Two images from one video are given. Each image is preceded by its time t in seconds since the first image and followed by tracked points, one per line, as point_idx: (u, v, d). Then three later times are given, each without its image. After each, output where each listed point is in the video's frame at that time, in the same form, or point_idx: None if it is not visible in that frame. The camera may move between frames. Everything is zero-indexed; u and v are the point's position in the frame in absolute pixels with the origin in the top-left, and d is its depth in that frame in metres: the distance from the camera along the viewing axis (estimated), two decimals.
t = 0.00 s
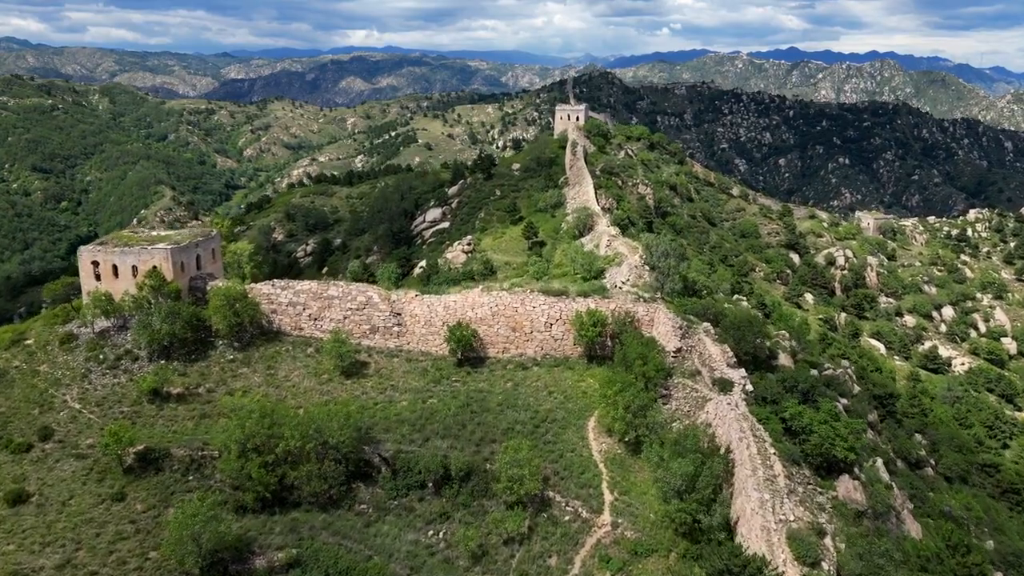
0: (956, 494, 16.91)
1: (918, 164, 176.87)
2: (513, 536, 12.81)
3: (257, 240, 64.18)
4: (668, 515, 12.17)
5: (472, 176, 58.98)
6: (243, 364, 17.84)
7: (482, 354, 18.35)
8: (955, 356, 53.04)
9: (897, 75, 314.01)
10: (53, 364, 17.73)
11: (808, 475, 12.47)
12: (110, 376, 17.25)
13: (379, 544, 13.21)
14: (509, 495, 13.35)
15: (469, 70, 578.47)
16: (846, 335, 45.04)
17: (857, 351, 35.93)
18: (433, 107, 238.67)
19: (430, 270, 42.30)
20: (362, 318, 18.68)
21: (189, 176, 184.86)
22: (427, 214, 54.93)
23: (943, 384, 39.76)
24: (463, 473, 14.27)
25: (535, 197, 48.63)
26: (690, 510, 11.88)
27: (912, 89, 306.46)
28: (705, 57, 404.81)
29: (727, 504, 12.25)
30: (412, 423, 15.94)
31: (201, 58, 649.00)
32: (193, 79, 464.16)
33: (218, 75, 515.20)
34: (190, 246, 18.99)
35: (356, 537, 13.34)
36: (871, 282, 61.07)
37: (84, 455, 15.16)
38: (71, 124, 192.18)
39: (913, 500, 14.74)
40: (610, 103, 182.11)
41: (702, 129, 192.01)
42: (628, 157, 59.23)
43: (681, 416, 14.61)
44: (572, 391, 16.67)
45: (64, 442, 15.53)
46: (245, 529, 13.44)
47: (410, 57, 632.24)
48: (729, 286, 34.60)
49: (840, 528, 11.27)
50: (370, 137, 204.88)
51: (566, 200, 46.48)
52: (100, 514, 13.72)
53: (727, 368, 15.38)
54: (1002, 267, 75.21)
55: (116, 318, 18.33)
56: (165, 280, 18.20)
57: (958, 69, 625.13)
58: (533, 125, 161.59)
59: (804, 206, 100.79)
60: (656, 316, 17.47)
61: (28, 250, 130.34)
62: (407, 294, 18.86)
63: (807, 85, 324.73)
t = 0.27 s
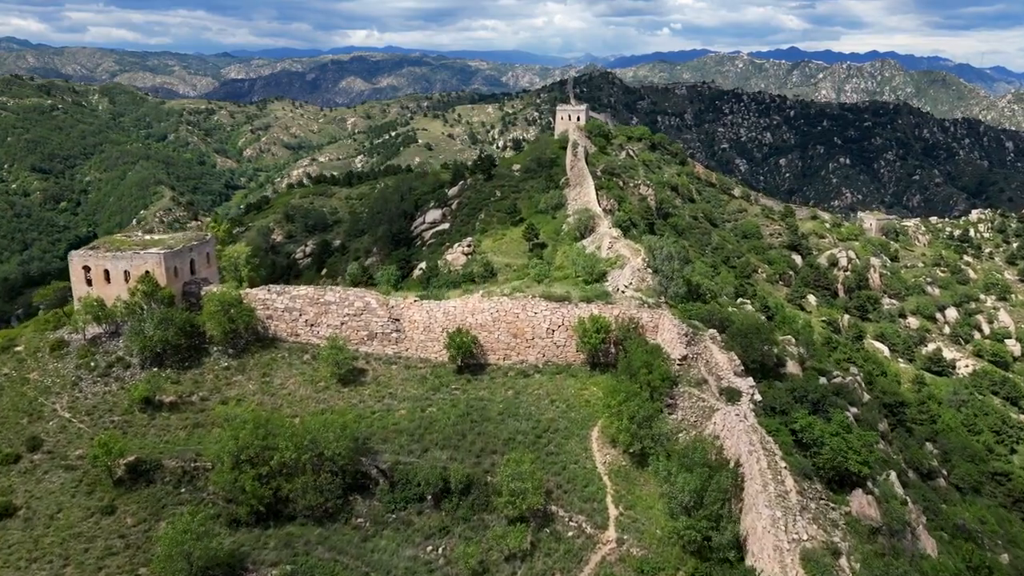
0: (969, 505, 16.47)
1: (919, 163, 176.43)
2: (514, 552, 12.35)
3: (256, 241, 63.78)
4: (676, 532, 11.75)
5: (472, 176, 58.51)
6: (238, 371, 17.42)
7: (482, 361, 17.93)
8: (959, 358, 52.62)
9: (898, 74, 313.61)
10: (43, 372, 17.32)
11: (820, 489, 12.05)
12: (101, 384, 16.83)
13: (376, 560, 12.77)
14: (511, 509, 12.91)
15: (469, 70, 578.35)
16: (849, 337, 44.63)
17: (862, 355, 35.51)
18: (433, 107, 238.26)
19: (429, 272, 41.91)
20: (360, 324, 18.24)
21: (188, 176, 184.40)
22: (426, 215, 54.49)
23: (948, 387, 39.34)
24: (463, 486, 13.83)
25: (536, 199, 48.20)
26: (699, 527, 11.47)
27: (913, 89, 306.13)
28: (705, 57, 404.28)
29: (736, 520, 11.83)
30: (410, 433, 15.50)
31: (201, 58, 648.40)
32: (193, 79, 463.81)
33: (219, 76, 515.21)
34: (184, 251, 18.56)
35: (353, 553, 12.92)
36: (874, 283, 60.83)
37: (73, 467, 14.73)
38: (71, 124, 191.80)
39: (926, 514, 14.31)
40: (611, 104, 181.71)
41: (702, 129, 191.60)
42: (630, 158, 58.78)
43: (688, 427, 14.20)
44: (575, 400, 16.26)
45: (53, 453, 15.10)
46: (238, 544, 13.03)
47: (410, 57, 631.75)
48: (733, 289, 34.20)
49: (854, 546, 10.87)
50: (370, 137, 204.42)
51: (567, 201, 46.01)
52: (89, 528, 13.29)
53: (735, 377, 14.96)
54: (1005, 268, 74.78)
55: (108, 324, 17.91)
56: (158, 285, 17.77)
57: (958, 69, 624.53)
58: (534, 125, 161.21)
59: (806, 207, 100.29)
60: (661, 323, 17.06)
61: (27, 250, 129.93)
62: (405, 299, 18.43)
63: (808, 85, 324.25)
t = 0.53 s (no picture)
0: (982, 516, 16.03)
1: (920, 163, 176.01)
2: (515, 569, 11.91)
3: (255, 242, 63.41)
4: (683, 549, 11.35)
5: (473, 177, 58.13)
6: (233, 378, 17.00)
7: (482, 368, 17.51)
8: (964, 360, 52.18)
9: (899, 74, 313.15)
10: (33, 379, 16.94)
11: (833, 504, 11.63)
12: (91, 392, 16.41)
13: None
14: (512, 524, 12.46)
15: (469, 70, 578.15)
16: (853, 339, 44.23)
17: (867, 358, 35.06)
18: (433, 107, 237.88)
19: (429, 274, 41.53)
20: (357, 330, 17.83)
21: (188, 177, 184.15)
22: (427, 216, 54.03)
23: (953, 391, 38.93)
24: (463, 499, 13.40)
25: (537, 199, 47.77)
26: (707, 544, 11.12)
27: (913, 88, 305.74)
28: (705, 57, 403.87)
29: (746, 537, 11.44)
30: (408, 443, 15.08)
31: (201, 58, 648.12)
32: (194, 79, 463.60)
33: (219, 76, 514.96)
34: (178, 254, 18.15)
35: (348, 567, 12.48)
36: (878, 284, 60.59)
37: (62, 478, 14.32)
38: (71, 124, 191.48)
39: (940, 528, 13.90)
40: (611, 104, 181.43)
41: (703, 129, 191.15)
42: (631, 158, 58.34)
43: (694, 438, 13.78)
44: (578, 408, 15.83)
45: (41, 464, 14.69)
46: (230, 560, 12.64)
47: (411, 57, 631.29)
48: (737, 292, 33.78)
49: (869, 565, 10.48)
50: (370, 137, 204.09)
51: (569, 202, 45.55)
52: (76, 543, 12.88)
53: (742, 385, 14.59)
54: (1009, 269, 74.31)
55: (100, 330, 17.54)
56: (150, 290, 17.36)
57: (959, 69, 623.83)
58: (534, 125, 160.86)
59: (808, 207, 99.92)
60: (666, 328, 16.63)
61: (26, 251, 129.57)
62: (404, 304, 18.00)
63: (809, 85, 323.78)
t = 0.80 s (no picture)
0: (996, 530, 15.60)
1: (921, 164, 175.58)
2: None
3: (253, 243, 62.99)
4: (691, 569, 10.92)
5: (473, 178, 57.71)
6: (226, 387, 16.55)
7: (482, 375, 17.05)
8: (968, 363, 51.75)
9: (899, 75, 312.93)
10: (21, 388, 16.51)
11: (845, 521, 11.25)
12: (80, 402, 15.99)
13: None
14: (513, 541, 12.04)
15: (470, 70, 577.92)
16: (856, 342, 43.84)
17: (871, 362, 34.68)
18: (433, 107, 237.38)
19: (429, 276, 41.15)
20: (353, 336, 17.40)
21: (188, 177, 183.86)
22: (426, 217, 53.63)
23: (958, 394, 38.54)
24: (462, 513, 12.97)
25: (538, 201, 47.37)
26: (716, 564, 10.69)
27: (914, 88, 305.33)
28: (706, 57, 403.54)
29: (756, 555, 11.01)
30: (406, 454, 14.64)
31: (201, 58, 647.82)
32: (194, 79, 463.38)
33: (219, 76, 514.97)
34: (170, 259, 17.70)
35: None
36: (880, 286, 60.28)
37: (49, 491, 13.90)
38: (70, 124, 191.06)
39: (954, 543, 13.48)
40: (612, 104, 181.13)
41: (704, 129, 190.73)
42: (632, 159, 57.89)
43: (700, 449, 13.36)
44: (580, 418, 15.40)
45: (27, 475, 14.26)
46: None
47: (411, 57, 631.01)
48: (740, 295, 33.38)
49: None
50: (370, 137, 203.76)
51: (569, 203, 45.10)
52: (62, 560, 12.46)
53: (750, 396, 14.16)
54: (1012, 270, 73.89)
55: (90, 337, 17.11)
56: (142, 295, 16.91)
57: (959, 69, 623.28)
58: (534, 125, 160.49)
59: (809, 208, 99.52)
60: (670, 335, 16.22)
61: (25, 251, 129.22)
62: (401, 310, 17.57)
63: (809, 85, 323.49)
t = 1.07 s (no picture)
0: (1011, 544, 15.19)
1: (922, 164, 175.15)
2: None
3: (252, 244, 62.65)
4: None
5: (473, 179, 57.28)
6: (218, 396, 16.12)
7: (482, 384, 16.63)
8: (972, 365, 51.33)
9: (899, 74, 312.18)
10: (8, 397, 16.09)
11: (859, 540, 10.85)
12: (68, 411, 15.56)
13: None
14: (513, 560, 11.60)
15: (470, 70, 577.72)
16: (860, 345, 43.39)
17: (875, 366, 34.30)
18: (433, 107, 237.01)
19: (428, 279, 40.78)
20: (349, 344, 16.97)
21: (188, 177, 183.54)
22: (425, 218, 53.20)
23: (963, 398, 38.13)
24: (461, 529, 12.53)
25: (538, 202, 46.89)
26: None
27: (914, 88, 304.95)
28: (706, 57, 403.33)
29: None
30: (403, 466, 14.20)
31: (201, 58, 647.60)
32: (194, 79, 463.25)
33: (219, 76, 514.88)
34: (161, 264, 17.28)
35: None
36: (883, 287, 59.88)
37: (34, 505, 13.45)
38: (70, 124, 190.70)
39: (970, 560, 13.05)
40: (612, 104, 180.73)
41: (704, 129, 190.22)
42: (634, 160, 57.46)
43: (708, 463, 12.91)
44: (583, 429, 14.93)
45: (12, 488, 13.82)
46: None
47: (411, 57, 630.86)
48: (743, 299, 32.97)
49: None
50: (370, 137, 203.42)
51: (570, 205, 44.60)
52: None
53: (757, 407, 13.73)
54: (1015, 271, 73.46)
55: (79, 344, 16.70)
56: (132, 302, 16.48)
57: (959, 68, 622.81)
58: (535, 125, 160.18)
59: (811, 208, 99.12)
60: (675, 344, 15.77)
61: (24, 252, 128.92)
62: (398, 317, 17.09)
63: (810, 84, 323.08)
